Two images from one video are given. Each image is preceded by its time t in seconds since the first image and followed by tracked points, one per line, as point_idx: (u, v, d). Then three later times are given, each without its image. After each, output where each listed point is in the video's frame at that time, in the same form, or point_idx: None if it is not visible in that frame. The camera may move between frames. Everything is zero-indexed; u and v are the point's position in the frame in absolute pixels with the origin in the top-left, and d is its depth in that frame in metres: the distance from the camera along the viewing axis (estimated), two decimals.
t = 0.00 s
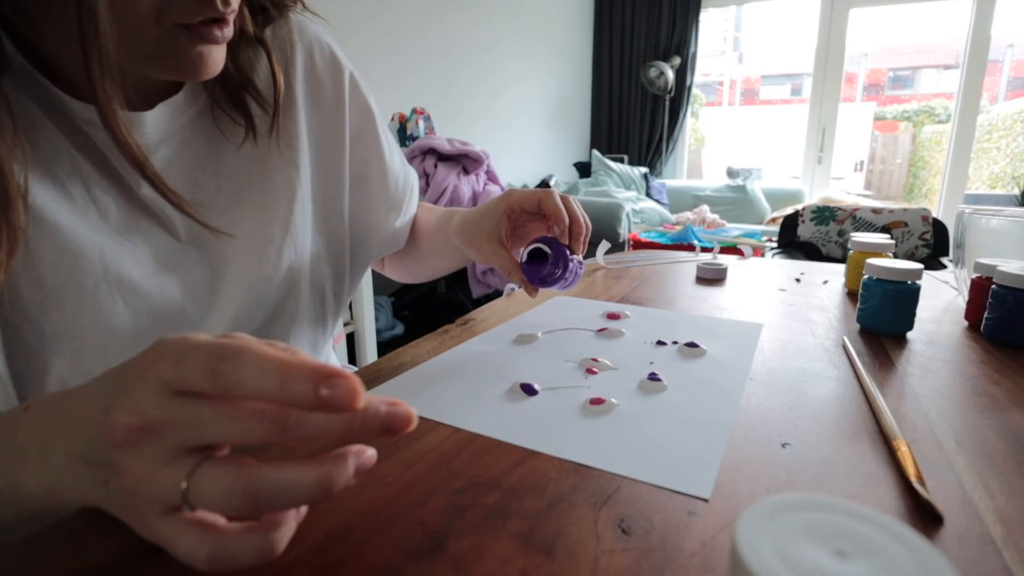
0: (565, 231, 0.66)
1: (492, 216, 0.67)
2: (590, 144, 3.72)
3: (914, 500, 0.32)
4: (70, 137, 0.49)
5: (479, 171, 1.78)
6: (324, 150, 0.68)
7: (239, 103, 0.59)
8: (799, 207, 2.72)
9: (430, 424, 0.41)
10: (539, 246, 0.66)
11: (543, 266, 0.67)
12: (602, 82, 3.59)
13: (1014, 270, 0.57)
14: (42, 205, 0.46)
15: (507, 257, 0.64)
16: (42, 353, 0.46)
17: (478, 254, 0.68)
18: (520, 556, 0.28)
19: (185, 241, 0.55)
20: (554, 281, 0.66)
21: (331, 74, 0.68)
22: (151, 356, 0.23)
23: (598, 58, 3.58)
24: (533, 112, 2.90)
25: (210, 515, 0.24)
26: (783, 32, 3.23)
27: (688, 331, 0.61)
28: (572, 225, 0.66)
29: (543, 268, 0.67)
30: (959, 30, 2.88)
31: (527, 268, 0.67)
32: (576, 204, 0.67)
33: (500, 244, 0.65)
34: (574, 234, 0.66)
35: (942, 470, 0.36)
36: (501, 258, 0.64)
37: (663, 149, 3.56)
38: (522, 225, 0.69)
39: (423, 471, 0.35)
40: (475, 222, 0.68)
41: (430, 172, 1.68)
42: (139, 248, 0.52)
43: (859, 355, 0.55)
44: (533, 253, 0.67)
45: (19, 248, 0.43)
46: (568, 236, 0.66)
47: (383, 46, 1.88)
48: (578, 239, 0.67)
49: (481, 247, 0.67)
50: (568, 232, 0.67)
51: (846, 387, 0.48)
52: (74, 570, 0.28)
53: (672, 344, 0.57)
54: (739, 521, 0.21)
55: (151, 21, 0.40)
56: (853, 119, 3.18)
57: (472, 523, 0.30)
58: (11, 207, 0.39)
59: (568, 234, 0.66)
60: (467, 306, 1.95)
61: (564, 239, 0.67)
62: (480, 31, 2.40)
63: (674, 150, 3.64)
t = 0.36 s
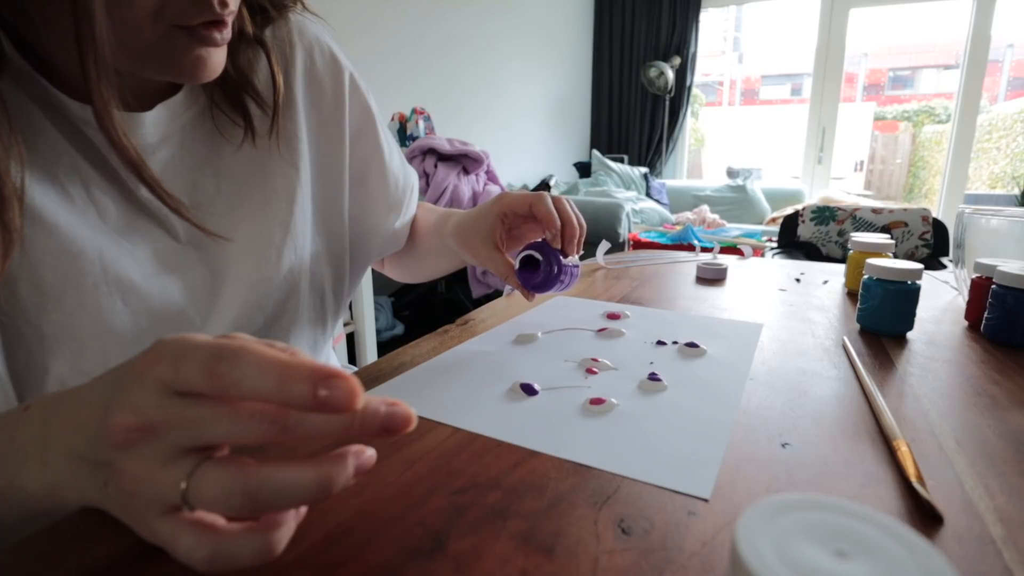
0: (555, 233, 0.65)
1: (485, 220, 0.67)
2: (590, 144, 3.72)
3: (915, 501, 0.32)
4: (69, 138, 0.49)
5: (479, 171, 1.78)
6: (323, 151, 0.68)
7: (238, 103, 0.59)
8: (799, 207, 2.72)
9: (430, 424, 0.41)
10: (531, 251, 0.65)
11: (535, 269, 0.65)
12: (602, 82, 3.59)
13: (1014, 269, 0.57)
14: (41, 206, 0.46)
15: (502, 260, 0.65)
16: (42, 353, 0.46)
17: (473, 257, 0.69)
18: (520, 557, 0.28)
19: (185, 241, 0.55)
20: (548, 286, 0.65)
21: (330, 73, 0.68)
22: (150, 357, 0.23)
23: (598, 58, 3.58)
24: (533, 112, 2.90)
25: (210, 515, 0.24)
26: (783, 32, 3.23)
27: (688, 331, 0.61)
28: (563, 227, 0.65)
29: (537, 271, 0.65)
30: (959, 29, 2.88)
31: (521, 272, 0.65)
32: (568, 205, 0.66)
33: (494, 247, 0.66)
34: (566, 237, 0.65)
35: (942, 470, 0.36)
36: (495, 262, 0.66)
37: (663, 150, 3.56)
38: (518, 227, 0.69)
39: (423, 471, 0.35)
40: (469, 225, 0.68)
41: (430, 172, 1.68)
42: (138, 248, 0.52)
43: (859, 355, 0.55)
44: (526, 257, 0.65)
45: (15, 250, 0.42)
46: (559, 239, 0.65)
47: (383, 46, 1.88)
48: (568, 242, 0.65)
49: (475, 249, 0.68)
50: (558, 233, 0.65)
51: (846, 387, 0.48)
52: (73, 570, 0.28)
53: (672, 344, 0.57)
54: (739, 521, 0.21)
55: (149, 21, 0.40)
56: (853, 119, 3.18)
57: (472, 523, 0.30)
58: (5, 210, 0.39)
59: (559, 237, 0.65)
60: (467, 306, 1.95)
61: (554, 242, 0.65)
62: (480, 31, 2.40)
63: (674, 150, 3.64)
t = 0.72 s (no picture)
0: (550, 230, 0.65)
1: (483, 219, 0.67)
2: (590, 144, 3.72)
3: (915, 501, 0.32)
4: (69, 138, 0.49)
5: (479, 171, 1.78)
6: (322, 150, 0.68)
7: (237, 103, 0.59)
8: (799, 207, 2.72)
9: (430, 425, 0.41)
10: (530, 250, 0.65)
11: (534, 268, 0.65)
12: (602, 82, 3.59)
13: (1014, 270, 0.57)
14: (41, 206, 0.46)
15: (501, 261, 0.65)
16: (42, 354, 0.46)
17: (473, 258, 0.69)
18: (520, 557, 0.28)
19: (185, 241, 0.55)
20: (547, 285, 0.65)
21: (329, 73, 0.68)
22: (148, 357, 0.23)
23: (598, 58, 3.58)
24: (533, 112, 2.90)
25: (209, 515, 0.24)
26: (783, 32, 3.23)
27: (687, 331, 0.61)
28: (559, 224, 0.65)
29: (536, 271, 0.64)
30: (959, 29, 2.88)
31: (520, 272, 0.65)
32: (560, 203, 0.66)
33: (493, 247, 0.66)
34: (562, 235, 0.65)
35: (942, 470, 0.36)
36: (495, 263, 0.66)
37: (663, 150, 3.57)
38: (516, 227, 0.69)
39: (423, 471, 0.35)
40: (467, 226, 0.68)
41: (430, 173, 1.68)
42: (138, 249, 0.52)
43: (859, 355, 0.55)
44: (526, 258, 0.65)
45: (15, 251, 0.42)
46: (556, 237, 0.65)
47: (383, 46, 1.88)
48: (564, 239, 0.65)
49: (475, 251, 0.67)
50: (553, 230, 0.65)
51: (846, 387, 0.48)
52: (73, 570, 0.28)
53: (672, 344, 0.57)
54: (739, 521, 0.21)
55: (149, 22, 0.39)
56: (853, 119, 3.17)
57: (472, 523, 0.30)
58: (6, 210, 0.39)
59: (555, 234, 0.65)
60: (467, 306, 1.95)
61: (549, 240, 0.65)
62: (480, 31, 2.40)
63: (674, 150, 3.64)
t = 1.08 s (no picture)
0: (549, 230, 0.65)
1: (483, 220, 0.67)
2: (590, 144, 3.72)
3: (915, 500, 0.32)
4: (69, 139, 0.49)
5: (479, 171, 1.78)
6: (322, 150, 0.68)
7: (237, 103, 0.59)
8: (799, 207, 2.72)
9: (430, 425, 0.41)
10: (529, 250, 0.64)
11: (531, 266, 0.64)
12: (602, 82, 3.59)
13: (1014, 270, 0.57)
14: (41, 207, 0.46)
15: (502, 263, 0.65)
16: (41, 354, 0.47)
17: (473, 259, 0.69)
18: (520, 556, 0.28)
19: (184, 242, 0.55)
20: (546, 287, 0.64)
21: (328, 73, 0.67)
22: (146, 358, 0.23)
23: (598, 59, 3.58)
24: (533, 112, 2.90)
25: (208, 516, 0.24)
26: (783, 32, 3.23)
27: (687, 331, 0.61)
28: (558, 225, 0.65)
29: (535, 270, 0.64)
30: (959, 30, 2.88)
31: (520, 273, 0.64)
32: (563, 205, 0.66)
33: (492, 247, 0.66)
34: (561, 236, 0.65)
35: (942, 470, 0.36)
36: (496, 265, 0.66)
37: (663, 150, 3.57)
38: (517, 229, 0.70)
39: (422, 471, 0.35)
40: (469, 227, 0.68)
41: (430, 172, 1.67)
42: (138, 249, 0.52)
43: (859, 355, 0.55)
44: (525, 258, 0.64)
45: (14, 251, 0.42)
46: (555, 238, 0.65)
47: (383, 46, 1.88)
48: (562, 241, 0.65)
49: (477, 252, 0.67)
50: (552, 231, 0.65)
51: (846, 387, 0.48)
52: (72, 571, 0.28)
53: (672, 344, 0.57)
54: (739, 521, 0.21)
55: (147, 22, 0.39)
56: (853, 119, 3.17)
57: (472, 523, 0.30)
58: (5, 211, 0.39)
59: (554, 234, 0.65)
60: (467, 306, 1.95)
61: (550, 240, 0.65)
62: (480, 31, 2.40)
63: (674, 150, 3.64)
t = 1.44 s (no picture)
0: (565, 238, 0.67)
1: (503, 203, 0.67)
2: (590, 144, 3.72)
3: (915, 500, 0.32)
4: (69, 139, 0.49)
5: (479, 171, 1.78)
6: (321, 149, 0.68)
7: (236, 103, 0.59)
8: (799, 207, 2.72)
9: (430, 425, 0.41)
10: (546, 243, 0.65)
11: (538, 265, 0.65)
12: (602, 82, 3.59)
13: (1014, 270, 0.57)
14: (41, 207, 0.46)
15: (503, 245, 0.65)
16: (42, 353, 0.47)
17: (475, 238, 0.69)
18: (520, 556, 0.28)
19: (184, 241, 0.55)
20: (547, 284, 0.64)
21: (328, 72, 0.67)
22: (146, 359, 0.23)
23: (598, 59, 3.59)
24: (533, 112, 2.90)
25: (208, 516, 0.24)
26: (783, 32, 3.23)
27: (687, 331, 0.61)
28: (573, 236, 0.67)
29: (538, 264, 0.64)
30: (958, 30, 2.88)
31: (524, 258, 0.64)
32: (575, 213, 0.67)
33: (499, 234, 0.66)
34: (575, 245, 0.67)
35: (942, 470, 0.36)
36: (497, 245, 0.66)
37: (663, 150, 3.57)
38: (531, 224, 0.70)
39: (423, 471, 0.35)
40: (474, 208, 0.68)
41: (430, 172, 1.67)
42: (138, 248, 0.52)
43: (859, 355, 0.55)
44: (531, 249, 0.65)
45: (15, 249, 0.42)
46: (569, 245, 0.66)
47: (383, 46, 1.88)
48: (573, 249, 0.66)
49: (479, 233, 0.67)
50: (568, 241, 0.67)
51: (846, 387, 0.48)
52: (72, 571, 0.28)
53: (672, 344, 0.57)
54: (739, 521, 0.21)
55: (147, 22, 0.39)
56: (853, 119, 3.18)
57: (472, 523, 0.30)
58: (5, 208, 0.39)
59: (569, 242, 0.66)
60: (467, 306, 1.96)
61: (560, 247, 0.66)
62: (480, 31, 2.40)
63: (674, 150, 3.64)
